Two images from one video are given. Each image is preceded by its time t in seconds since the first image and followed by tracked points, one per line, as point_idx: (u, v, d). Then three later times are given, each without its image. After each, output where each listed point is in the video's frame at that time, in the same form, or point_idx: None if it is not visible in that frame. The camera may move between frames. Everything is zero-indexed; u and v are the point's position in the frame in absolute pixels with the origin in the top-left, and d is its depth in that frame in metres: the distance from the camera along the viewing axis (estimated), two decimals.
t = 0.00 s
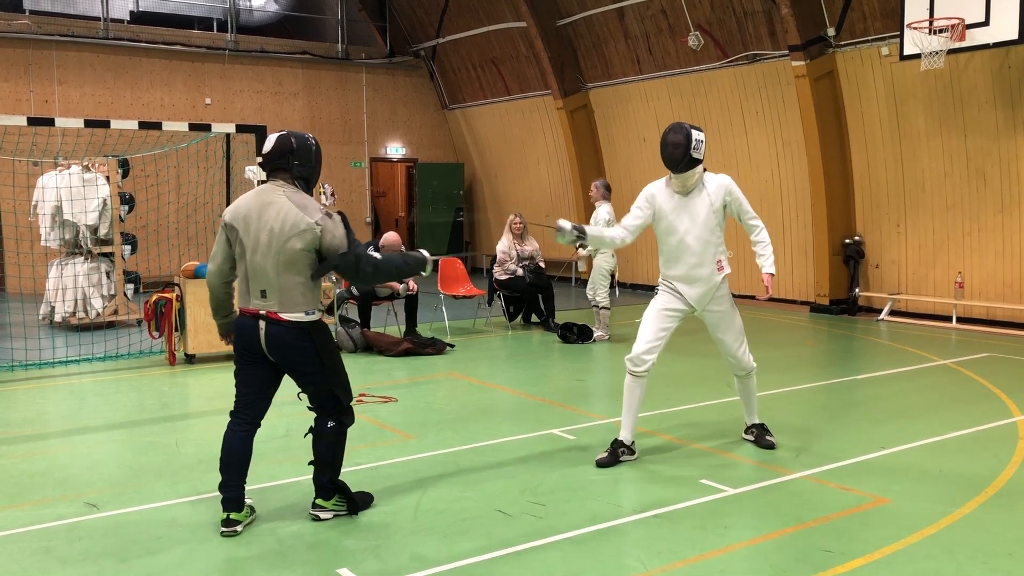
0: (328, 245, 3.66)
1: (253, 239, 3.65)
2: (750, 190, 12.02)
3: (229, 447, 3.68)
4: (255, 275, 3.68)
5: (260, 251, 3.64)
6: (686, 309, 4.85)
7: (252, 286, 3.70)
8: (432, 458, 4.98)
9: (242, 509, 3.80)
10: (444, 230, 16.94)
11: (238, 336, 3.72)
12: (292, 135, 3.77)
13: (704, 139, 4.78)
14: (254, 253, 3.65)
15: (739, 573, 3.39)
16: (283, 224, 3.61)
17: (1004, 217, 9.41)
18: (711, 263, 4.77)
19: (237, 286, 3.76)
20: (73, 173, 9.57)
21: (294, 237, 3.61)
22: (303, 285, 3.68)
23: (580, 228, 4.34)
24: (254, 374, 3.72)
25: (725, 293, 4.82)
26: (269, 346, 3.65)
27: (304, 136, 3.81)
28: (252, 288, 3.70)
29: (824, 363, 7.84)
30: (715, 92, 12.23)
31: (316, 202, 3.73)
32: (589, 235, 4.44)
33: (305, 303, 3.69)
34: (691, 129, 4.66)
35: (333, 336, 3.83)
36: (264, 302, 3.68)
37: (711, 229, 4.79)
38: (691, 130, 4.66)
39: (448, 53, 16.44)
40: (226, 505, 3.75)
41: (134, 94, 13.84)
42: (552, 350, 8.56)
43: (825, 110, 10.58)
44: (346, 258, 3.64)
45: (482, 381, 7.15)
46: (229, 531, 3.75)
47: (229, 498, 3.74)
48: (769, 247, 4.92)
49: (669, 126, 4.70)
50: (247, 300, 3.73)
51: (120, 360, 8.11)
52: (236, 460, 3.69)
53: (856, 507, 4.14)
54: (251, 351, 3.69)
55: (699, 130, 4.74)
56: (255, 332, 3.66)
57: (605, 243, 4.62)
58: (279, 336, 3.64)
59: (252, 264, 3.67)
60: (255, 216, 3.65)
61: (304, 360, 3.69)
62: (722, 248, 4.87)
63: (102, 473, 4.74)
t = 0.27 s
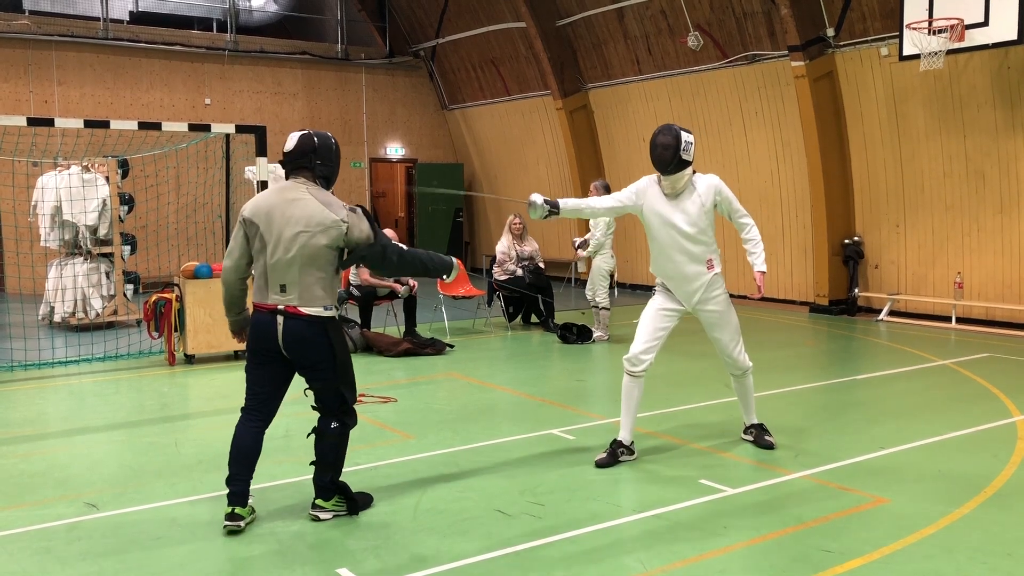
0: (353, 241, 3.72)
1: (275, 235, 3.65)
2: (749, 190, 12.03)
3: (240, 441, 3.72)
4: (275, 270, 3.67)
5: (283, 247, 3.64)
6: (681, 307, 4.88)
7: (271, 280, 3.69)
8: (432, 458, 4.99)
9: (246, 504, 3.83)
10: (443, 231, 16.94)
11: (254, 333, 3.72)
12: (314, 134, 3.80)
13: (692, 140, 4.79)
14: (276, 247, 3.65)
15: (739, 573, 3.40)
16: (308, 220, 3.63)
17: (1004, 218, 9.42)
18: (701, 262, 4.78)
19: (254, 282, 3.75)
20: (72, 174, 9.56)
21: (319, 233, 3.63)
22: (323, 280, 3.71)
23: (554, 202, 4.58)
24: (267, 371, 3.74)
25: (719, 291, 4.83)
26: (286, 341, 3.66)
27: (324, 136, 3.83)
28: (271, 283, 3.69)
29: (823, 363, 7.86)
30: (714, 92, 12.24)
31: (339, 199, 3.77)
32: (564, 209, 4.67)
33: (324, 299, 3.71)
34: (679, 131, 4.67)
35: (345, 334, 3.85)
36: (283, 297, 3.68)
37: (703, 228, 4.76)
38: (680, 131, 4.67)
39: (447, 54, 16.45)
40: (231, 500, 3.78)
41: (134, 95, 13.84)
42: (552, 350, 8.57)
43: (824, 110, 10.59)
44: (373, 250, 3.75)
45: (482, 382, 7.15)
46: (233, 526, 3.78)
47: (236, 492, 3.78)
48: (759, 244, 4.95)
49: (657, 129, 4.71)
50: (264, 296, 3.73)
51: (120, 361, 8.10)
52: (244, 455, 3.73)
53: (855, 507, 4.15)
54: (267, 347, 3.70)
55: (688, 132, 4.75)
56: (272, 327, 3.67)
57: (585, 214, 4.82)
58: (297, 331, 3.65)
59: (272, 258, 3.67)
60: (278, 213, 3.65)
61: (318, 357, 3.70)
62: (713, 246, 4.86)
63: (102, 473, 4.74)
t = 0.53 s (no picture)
0: (344, 241, 3.69)
1: (269, 234, 3.65)
2: (749, 191, 12.03)
3: (246, 441, 3.72)
4: (269, 269, 3.67)
5: (277, 246, 3.64)
6: (683, 309, 4.86)
7: (266, 280, 3.69)
8: (431, 458, 4.99)
9: (259, 504, 3.85)
10: (443, 231, 16.94)
11: (251, 332, 3.73)
12: (309, 131, 3.78)
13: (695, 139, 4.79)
14: (270, 247, 3.65)
15: (739, 573, 3.40)
16: (300, 219, 3.62)
17: (1003, 218, 9.43)
18: (705, 263, 4.79)
19: (250, 281, 3.76)
20: (72, 173, 9.55)
21: (312, 232, 3.62)
22: (318, 279, 3.70)
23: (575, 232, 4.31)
24: (266, 369, 3.74)
25: (722, 292, 4.84)
26: (282, 340, 3.66)
27: (319, 134, 3.82)
28: (266, 283, 3.69)
29: (822, 363, 7.86)
30: (714, 92, 12.24)
31: (332, 198, 3.74)
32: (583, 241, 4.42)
33: (319, 298, 3.71)
34: (682, 131, 4.67)
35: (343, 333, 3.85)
36: (278, 297, 3.68)
37: (704, 229, 4.78)
38: (682, 131, 4.67)
39: (447, 54, 16.45)
40: (245, 500, 3.80)
41: (133, 94, 13.83)
42: (551, 351, 8.56)
43: (824, 110, 10.59)
44: (360, 253, 3.70)
45: (481, 382, 7.15)
46: (248, 525, 3.81)
47: (248, 492, 3.79)
48: (761, 244, 4.95)
49: (660, 128, 4.71)
50: (260, 295, 3.73)
51: (119, 361, 8.10)
52: (253, 456, 3.73)
53: (854, 507, 4.15)
54: (264, 346, 3.71)
55: (690, 132, 4.75)
56: (269, 327, 3.67)
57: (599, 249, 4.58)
58: (294, 331, 3.65)
59: (267, 258, 3.67)
60: (272, 211, 3.65)
61: (314, 357, 3.70)
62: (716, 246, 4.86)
63: (102, 473, 4.74)
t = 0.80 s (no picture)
0: (322, 243, 3.65)
1: (250, 236, 3.68)
2: (749, 191, 12.03)
3: (238, 443, 3.72)
4: (253, 272, 3.70)
5: (257, 249, 3.67)
6: (686, 309, 4.84)
7: (250, 283, 3.73)
8: (429, 458, 4.99)
9: (257, 505, 3.85)
10: (442, 231, 16.93)
11: (239, 333, 3.76)
12: (292, 133, 3.77)
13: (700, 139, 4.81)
14: (251, 249, 3.68)
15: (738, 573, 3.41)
16: (279, 221, 3.62)
17: (1001, 219, 9.44)
18: (712, 264, 4.78)
19: (237, 283, 3.81)
20: (71, 173, 9.55)
21: (289, 234, 3.62)
22: (300, 282, 3.68)
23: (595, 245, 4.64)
24: (255, 370, 3.76)
25: (723, 295, 4.83)
26: (267, 343, 3.67)
27: (304, 134, 3.81)
28: (251, 285, 3.73)
29: (821, 363, 7.87)
30: (713, 93, 12.25)
31: (313, 200, 3.72)
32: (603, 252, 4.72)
33: (301, 301, 3.69)
34: (687, 131, 4.69)
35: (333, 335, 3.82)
36: (262, 300, 3.70)
37: (710, 230, 4.81)
38: (687, 131, 4.69)
39: (446, 54, 16.45)
40: (241, 501, 3.81)
41: (132, 94, 13.82)
42: (550, 351, 8.57)
43: (823, 111, 10.60)
44: (338, 258, 3.62)
45: (480, 382, 7.15)
46: (245, 527, 3.80)
47: (244, 494, 3.80)
48: (767, 246, 4.94)
49: (665, 128, 4.74)
50: (246, 298, 3.77)
51: (118, 361, 8.10)
52: (246, 457, 3.73)
53: (853, 507, 4.16)
54: (252, 348, 3.73)
55: (695, 132, 4.77)
56: (254, 329, 3.69)
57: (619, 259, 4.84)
58: (277, 333, 3.65)
59: (250, 260, 3.70)
60: (253, 214, 3.67)
61: (301, 359, 3.70)
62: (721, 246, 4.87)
63: (100, 473, 4.73)
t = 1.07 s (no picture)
0: (328, 245, 3.65)
1: (254, 238, 3.67)
2: (748, 192, 12.03)
3: (238, 445, 3.71)
4: (257, 273, 3.69)
5: (262, 250, 3.65)
6: (684, 309, 4.84)
7: (254, 283, 3.72)
8: (429, 459, 4.99)
9: (256, 506, 3.85)
10: (441, 231, 16.92)
11: (241, 335, 3.74)
12: (296, 135, 3.76)
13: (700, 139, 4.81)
14: (256, 250, 3.67)
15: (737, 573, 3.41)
16: (284, 223, 3.61)
17: (1000, 220, 9.45)
18: (709, 265, 4.79)
19: (240, 284, 3.80)
20: (70, 174, 9.55)
21: (294, 237, 3.61)
22: (304, 284, 3.69)
23: (583, 231, 4.39)
24: (257, 372, 3.74)
25: (721, 295, 4.85)
26: (271, 344, 3.66)
27: (307, 136, 3.79)
28: (255, 286, 3.72)
29: (820, 364, 7.87)
30: (712, 93, 12.25)
31: (318, 201, 3.72)
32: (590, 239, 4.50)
33: (305, 302, 3.70)
34: (687, 131, 4.69)
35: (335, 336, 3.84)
36: (265, 301, 3.70)
37: (708, 231, 4.82)
38: (687, 131, 4.69)
39: (445, 55, 16.45)
40: (240, 502, 3.79)
41: (131, 95, 13.81)
42: (549, 352, 8.56)
43: (822, 111, 10.60)
44: (346, 258, 3.63)
45: (479, 382, 7.15)
46: (245, 528, 3.80)
47: (243, 496, 3.79)
48: (766, 247, 4.95)
49: (666, 128, 4.73)
50: (249, 299, 3.76)
51: (117, 361, 8.09)
52: (244, 458, 3.72)
53: (852, 507, 4.16)
54: (254, 349, 3.72)
55: (695, 132, 4.77)
56: (257, 330, 3.68)
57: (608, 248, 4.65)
58: (282, 334, 3.65)
59: (254, 262, 3.69)
60: (257, 215, 3.66)
61: (306, 359, 3.70)
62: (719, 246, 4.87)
63: (99, 474, 4.73)
